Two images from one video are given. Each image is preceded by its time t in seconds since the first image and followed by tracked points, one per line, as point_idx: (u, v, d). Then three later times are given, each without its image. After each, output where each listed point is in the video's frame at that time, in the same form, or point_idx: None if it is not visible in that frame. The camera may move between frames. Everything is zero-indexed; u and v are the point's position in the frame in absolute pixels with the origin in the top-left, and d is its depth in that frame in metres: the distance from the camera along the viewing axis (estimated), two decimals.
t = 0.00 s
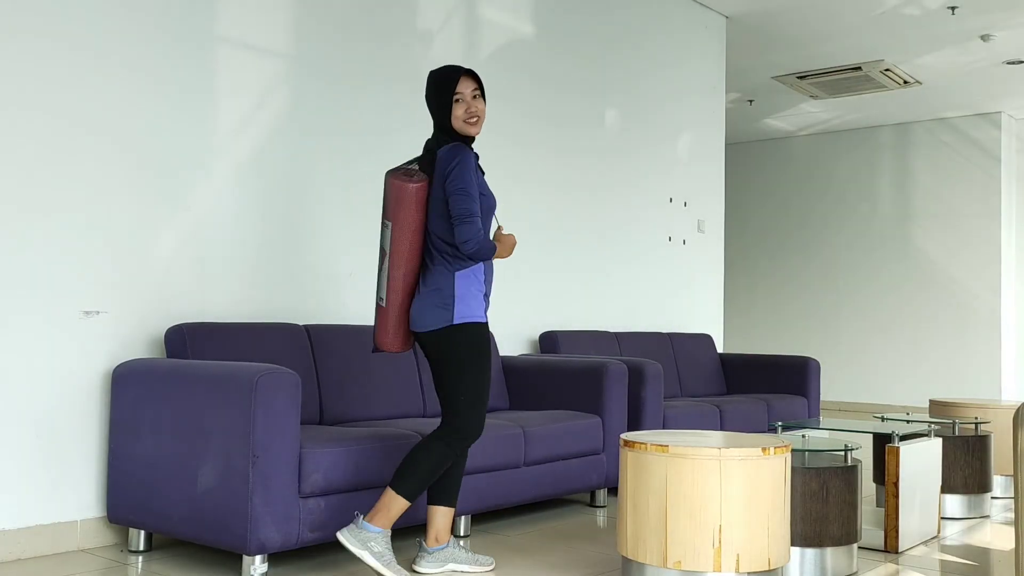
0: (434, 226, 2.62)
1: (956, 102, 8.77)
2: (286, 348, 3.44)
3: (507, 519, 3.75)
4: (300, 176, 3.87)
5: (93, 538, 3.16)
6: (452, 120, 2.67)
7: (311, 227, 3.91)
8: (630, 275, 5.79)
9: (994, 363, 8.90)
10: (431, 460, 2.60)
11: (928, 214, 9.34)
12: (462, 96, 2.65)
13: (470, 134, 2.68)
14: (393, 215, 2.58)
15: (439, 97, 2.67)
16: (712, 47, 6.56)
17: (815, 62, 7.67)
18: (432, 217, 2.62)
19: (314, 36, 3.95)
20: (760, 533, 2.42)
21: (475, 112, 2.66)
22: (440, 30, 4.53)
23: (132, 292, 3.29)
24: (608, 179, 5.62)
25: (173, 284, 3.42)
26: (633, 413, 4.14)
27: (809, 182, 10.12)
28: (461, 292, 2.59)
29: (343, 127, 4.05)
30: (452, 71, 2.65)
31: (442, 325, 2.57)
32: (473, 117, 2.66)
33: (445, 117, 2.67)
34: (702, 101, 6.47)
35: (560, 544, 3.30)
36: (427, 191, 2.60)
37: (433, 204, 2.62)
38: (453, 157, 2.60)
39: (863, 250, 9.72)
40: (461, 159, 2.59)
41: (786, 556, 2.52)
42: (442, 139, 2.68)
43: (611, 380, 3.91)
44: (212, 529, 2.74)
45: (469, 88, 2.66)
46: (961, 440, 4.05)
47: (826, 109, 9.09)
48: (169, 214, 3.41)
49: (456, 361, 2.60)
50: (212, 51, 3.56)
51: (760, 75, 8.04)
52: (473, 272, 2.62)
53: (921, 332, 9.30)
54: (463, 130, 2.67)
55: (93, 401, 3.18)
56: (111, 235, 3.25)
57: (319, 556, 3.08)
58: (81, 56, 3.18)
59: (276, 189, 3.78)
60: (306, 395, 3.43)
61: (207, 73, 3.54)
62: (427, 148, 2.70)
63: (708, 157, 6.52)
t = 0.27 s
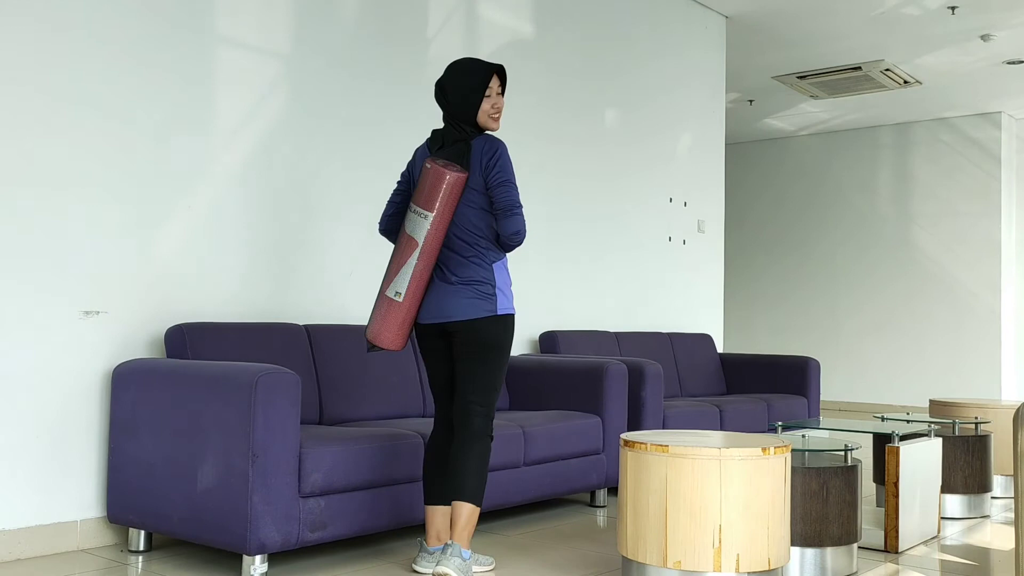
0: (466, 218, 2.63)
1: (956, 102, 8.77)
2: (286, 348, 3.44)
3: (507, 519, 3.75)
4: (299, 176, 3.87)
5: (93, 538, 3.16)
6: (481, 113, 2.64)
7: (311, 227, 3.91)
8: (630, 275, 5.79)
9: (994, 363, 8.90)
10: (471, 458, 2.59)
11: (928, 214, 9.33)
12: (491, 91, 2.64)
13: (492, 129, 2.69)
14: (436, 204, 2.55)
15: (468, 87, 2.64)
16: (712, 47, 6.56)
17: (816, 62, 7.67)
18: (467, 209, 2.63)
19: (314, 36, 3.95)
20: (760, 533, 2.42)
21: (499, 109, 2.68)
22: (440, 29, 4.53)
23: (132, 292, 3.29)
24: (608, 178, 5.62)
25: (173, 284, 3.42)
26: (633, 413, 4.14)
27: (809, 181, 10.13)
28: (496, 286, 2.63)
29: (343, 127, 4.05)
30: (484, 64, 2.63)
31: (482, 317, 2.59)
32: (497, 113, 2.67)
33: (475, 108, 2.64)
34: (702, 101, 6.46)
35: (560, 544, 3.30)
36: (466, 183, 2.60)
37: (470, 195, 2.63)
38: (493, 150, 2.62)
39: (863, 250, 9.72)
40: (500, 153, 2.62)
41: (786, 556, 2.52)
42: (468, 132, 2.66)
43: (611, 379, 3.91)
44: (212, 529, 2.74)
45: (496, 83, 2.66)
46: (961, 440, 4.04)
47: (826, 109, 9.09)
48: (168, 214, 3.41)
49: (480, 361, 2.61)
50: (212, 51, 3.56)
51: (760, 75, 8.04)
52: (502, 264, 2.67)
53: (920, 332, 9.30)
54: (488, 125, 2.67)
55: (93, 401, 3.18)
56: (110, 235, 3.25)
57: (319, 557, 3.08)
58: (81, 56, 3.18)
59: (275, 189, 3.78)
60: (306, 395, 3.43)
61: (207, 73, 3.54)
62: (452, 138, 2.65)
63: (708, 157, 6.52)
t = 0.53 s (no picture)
0: (484, 217, 2.59)
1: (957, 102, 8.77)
2: (286, 348, 3.44)
3: (507, 519, 3.75)
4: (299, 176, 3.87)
5: (93, 538, 3.16)
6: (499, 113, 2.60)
7: (311, 227, 3.91)
8: (630, 275, 5.79)
9: (994, 363, 8.90)
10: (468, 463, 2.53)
11: (928, 214, 9.33)
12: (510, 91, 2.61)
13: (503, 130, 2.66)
14: (462, 203, 2.51)
15: (489, 85, 2.58)
16: (712, 47, 6.55)
17: (816, 61, 7.67)
18: (487, 209, 2.59)
19: (314, 36, 3.94)
20: (760, 533, 2.42)
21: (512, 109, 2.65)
22: (440, 29, 4.53)
23: (132, 292, 3.29)
24: (608, 178, 5.62)
25: (173, 284, 3.42)
26: (633, 414, 4.14)
27: (809, 181, 10.13)
28: (510, 287, 2.61)
29: (343, 127, 4.05)
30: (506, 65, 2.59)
31: (501, 317, 2.56)
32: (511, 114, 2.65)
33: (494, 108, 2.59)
34: (702, 101, 6.46)
35: (560, 544, 3.30)
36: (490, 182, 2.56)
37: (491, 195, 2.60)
38: (516, 152, 2.61)
39: (863, 250, 9.72)
40: (520, 155, 2.62)
41: (786, 556, 2.52)
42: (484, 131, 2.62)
43: (611, 379, 3.91)
44: (212, 529, 2.74)
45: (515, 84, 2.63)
46: (961, 440, 4.04)
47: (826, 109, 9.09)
48: (168, 214, 3.41)
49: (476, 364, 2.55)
50: (212, 51, 3.56)
51: (760, 75, 8.04)
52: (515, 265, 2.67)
53: (920, 332, 9.31)
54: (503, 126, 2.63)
55: (93, 401, 3.18)
56: (110, 235, 3.25)
57: (319, 557, 3.08)
58: (81, 56, 3.18)
59: (275, 189, 3.78)
60: (306, 395, 3.43)
61: (207, 73, 3.54)
62: (469, 136, 2.58)
63: (708, 157, 6.52)
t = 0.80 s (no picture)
0: (488, 219, 2.59)
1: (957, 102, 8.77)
2: (286, 348, 3.44)
3: (507, 519, 3.75)
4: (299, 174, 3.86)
5: (93, 537, 3.16)
6: (502, 115, 2.59)
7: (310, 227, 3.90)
8: (630, 275, 5.79)
9: (994, 363, 8.90)
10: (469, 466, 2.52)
11: (928, 214, 9.33)
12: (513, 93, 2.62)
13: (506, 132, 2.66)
14: (467, 204, 2.50)
15: (493, 87, 2.58)
16: (712, 47, 6.55)
17: (816, 62, 7.67)
18: (490, 210, 2.59)
19: (314, 35, 3.94)
20: (760, 533, 2.42)
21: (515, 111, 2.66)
22: (440, 30, 4.53)
23: (132, 292, 3.29)
24: (608, 178, 5.62)
25: (173, 284, 3.42)
26: (632, 414, 4.14)
27: (809, 181, 10.13)
28: (513, 288, 2.61)
29: (343, 128, 4.05)
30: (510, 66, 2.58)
31: (505, 318, 2.55)
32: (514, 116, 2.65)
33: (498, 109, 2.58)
34: (701, 101, 6.46)
35: (560, 544, 3.30)
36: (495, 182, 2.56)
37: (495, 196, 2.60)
38: (521, 152, 2.61)
39: (863, 250, 9.72)
40: (523, 156, 2.62)
41: (786, 556, 2.52)
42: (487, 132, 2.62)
43: (611, 379, 3.91)
44: (213, 529, 2.74)
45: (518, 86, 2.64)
46: (961, 440, 4.04)
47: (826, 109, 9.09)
48: (168, 214, 3.41)
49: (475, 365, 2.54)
50: (212, 51, 3.56)
51: (760, 75, 8.04)
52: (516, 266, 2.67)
53: (920, 332, 9.31)
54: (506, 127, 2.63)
55: (93, 401, 3.18)
56: (111, 234, 3.25)
57: (319, 557, 3.08)
58: (82, 55, 3.18)
59: (275, 188, 3.77)
60: (306, 395, 3.43)
61: (208, 73, 3.54)
62: (473, 137, 2.58)
63: (708, 157, 6.52)
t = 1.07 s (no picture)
0: (457, 215, 2.53)
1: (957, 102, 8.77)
2: (287, 348, 3.45)
3: (507, 519, 3.75)
4: (299, 174, 3.86)
5: (93, 537, 3.16)
6: (489, 109, 2.54)
7: (310, 227, 3.90)
8: (630, 275, 5.79)
9: (994, 363, 8.89)
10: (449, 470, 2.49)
11: (928, 213, 9.33)
12: (502, 87, 2.56)
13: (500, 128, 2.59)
14: (420, 200, 2.48)
15: (473, 79, 2.54)
16: (712, 47, 6.55)
17: (816, 62, 7.67)
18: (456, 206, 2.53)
19: (314, 34, 3.94)
20: (760, 533, 2.42)
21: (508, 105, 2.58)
22: (440, 30, 4.53)
23: (132, 292, 3.29)
24: (608, 179, 5.62)
25: (173, 285, 3.42)
26: (632, 414, 4.14)
27: (809, 181, 10.13)
28: (478, 284, 2.50)
29: (343, 128, 4.05)
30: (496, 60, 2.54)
31: (463, 314, 2.48)
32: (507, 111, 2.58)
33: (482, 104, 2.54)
34: (702, 101, 6.47)
35: (560, 544, 3.30)
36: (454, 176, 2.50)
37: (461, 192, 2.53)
38: (484, 143, 2.51)
39: (863, 250, 9.72)
40: (489, 147, 2.50)
41: (786, 556, 2.52)
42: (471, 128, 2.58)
43: (611, 379, 3.91)
44: (212, 529, 2.74)
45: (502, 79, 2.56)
46: (961, 440, 4.04)
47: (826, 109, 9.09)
48: (168, 214, 3.41)
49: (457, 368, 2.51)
50: (212, 51, 3.56)
51: (760, 75, 8.04)
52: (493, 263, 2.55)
53: (920, 332, 9.31)
54: (497, 122, 2.57)
55: (93, 401, 3.18)
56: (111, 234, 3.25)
57: (319, 557, 3.08)
58: (83, 55, 3.19)
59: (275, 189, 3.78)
60: (306, 395, 3.43)
61: (208, 74, 3.54)
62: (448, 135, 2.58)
63: (708, 157, 6.52)
